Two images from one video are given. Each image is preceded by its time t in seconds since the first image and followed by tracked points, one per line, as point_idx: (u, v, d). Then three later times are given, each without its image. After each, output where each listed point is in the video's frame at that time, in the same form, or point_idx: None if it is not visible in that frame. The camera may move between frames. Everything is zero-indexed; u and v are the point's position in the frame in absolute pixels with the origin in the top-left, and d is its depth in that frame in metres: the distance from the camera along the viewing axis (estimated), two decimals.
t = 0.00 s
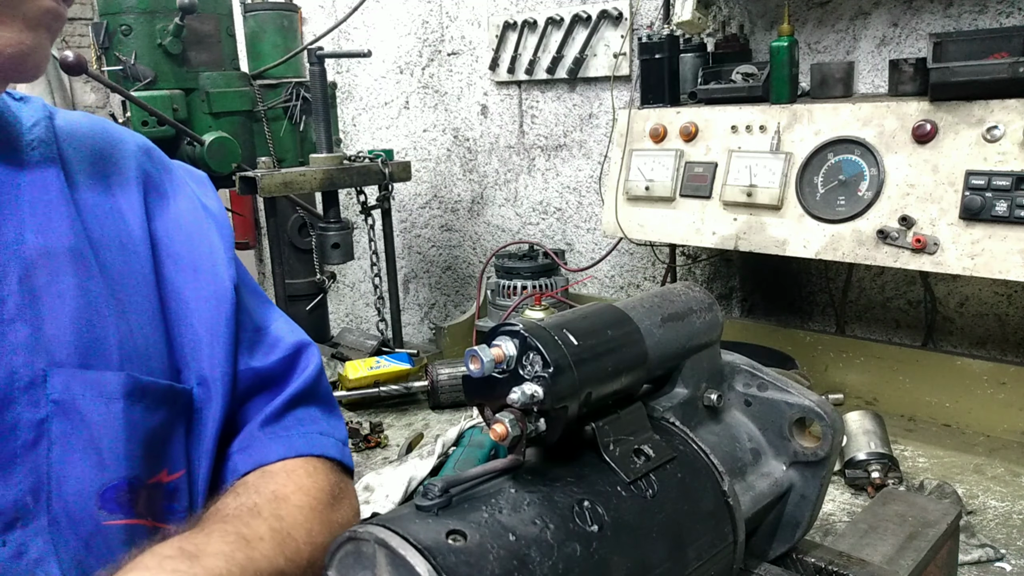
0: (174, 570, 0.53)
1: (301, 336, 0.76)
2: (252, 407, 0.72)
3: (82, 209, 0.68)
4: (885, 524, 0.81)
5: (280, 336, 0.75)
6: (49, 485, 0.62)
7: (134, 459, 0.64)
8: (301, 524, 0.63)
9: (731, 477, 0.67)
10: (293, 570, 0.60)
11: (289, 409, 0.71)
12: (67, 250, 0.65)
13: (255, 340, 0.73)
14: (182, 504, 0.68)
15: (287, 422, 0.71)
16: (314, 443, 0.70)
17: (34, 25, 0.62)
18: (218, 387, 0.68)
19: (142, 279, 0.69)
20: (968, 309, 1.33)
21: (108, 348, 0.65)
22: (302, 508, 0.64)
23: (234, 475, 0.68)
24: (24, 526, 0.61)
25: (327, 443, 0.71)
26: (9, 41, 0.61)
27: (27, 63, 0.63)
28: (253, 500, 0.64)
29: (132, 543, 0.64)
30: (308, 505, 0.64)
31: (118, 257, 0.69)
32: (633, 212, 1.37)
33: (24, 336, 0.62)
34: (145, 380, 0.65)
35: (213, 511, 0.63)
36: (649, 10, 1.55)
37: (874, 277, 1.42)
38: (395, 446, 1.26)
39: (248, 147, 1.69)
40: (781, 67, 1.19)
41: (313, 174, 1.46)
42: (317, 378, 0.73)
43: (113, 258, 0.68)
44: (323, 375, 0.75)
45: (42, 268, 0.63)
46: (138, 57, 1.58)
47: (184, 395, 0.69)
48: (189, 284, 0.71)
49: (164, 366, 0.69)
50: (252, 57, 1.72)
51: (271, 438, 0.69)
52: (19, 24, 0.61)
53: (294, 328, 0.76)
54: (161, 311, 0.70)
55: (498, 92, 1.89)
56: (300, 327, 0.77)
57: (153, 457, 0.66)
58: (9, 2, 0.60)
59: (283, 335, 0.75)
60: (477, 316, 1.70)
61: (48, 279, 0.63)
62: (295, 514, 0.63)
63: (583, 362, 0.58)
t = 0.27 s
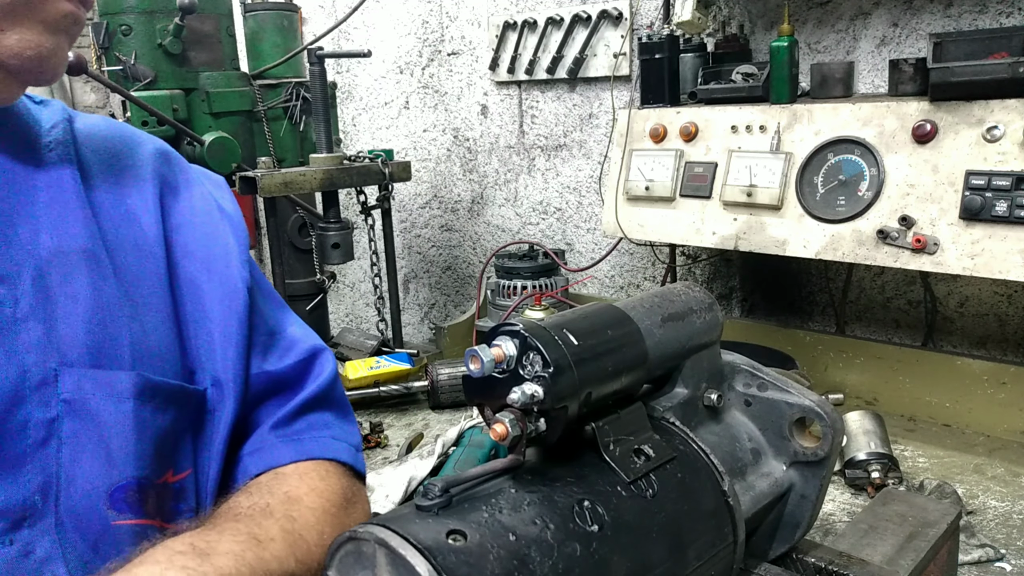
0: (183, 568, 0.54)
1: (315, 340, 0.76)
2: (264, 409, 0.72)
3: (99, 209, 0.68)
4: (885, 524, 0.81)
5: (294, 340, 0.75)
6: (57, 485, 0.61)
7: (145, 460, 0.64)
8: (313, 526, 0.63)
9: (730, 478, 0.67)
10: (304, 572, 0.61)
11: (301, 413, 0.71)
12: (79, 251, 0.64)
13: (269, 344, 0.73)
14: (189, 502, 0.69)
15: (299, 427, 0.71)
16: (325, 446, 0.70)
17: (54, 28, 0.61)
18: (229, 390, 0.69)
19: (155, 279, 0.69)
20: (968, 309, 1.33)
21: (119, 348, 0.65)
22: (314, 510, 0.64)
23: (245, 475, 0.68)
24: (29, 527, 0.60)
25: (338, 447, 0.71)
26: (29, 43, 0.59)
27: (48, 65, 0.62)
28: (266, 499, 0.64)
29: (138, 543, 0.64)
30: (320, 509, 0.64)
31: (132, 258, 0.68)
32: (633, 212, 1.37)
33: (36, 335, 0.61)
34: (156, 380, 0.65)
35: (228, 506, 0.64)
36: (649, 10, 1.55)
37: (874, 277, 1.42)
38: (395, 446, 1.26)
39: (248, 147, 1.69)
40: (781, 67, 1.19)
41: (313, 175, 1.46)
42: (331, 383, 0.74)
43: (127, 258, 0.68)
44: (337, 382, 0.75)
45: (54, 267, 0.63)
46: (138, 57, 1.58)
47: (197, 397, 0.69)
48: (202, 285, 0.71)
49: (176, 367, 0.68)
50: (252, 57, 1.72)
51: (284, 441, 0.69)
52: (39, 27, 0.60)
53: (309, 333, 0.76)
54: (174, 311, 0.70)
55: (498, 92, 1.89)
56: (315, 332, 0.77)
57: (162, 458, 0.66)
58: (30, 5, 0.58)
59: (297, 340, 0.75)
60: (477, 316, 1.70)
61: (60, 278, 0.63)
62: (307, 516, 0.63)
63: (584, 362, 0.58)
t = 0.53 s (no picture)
0: (189, 557, 0.53)
1: (323, 338, 0.76)
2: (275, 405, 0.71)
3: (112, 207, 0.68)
4: (885, 524, 0.81)
5: (303, 337, 0.74)
6: (77, 479, 0.61)
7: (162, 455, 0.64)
8: (319, 519, 0.63)
9: (730, 477, 0.67)
10: (309, 566, 0.60)
11: (311, 408, 0.71)
12: (96, 247, 0.64)
13: (279, 340, 0.73)
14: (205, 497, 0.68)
15: (309, 421, 0.70)
16: (335, 441, 0.70)
17: (71, 34, 0.61)
18: (240, 386, 0.68)
19: (169, 275, 0.68)
20: (968, 309, 1.33)
21: (136, 344, 0.64)
22: (320, 503, 0.64)
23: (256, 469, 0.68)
24: (51, 519, 0.60)
25: (349, 442, 0.71)
26: (46, 49, 0.59)
27: (64, 70, 0.61)
28: (273, 493, 0.64)
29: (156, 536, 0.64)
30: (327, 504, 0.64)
31: (146, 254, 0.68)
32: (633, 212, 1.37)
33: (56, 331, 0.61)
34: (172, 376, 0.65)
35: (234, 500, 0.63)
36: (649, 10, 1.55)
37: (874, 277, 1.42)
38: (395, 446, 1.26)
39: (248, 147, 1.69)
40: (781, 67, 1.19)
41: (313, 175, 1.46)
42: (339, 379, 0.73)
43: (141, 254, 0.68)
44: (345, 378, 0.74)
45: (72, 262, 0.63)
46: (138, 57, 1.58)
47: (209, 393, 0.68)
48: (217, 283, 0.71)
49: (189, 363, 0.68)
50: (252, 57, 1.72)
51: (295, 436, 0.69)
52: (57, 32, 0.60)
53: (317, 330, 0.76)
54: (188, 307, 0.70)
55: (498, 92, 1.89)
56: (322, 330, 0.77)
57: (178, 453, 0.66)
58: (48, 10, 0.58)
59: (306, 336, 0.75)
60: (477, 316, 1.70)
61: (78, 273, 0.63)
62: (313, 510, 0.63)
63: (584, 361, 0.58)
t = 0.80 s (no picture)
0: (197, 553, 0.53)
1: (342, 327, 0.75)
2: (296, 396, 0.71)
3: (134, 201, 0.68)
4: (885, 524, 0.81)
5: (323, 326, 0.74)
6: (102, 473, 0.61)
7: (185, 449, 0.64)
8: (335, 511, 0.62)
9: (730, 477, 0.67)
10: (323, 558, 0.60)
11: (332, 396, 0.70)
12: (120, 241, 0.64)
13: (298, 331, 0.73)
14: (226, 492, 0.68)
15: (330, 409, 0.70)
16: (357, 428, 0.69)
17: (85, 29, 0.60)
18: (261, 377, 0.68)
19: (191, 270, 0.68)
20: (968, 309, 1.33)
21: (159, 338, 0.64)
22: (337, 494, 0.64)
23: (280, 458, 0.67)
24: (75, 514, 0.60)
25: (370, 429, 0.70)
26: (58, 45, 0.58)
27: (77, 66, 0.61)
28: (289, 485, 0.63)
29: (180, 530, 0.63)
30: (343, 497, 0.64)
31: (167, 248, 0.68)
32: (633, 212, 1.37)
33: (82, 325, 0.61)
34: (194, 371, 0.65)
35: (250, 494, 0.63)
36: (649, 10, 1.55)
37: (874, 277, 1.42)
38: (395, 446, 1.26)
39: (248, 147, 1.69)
40: (781, 67, 1.19)
41: (313, 175, 1.46)
42: (358, 367, 0.73)
43: (163, 248, 0.68)
44: (364, 366, 0.74)
45: (97, 257, 0.63)
46: (138, 57, 1.58)
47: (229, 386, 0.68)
48: (237, 276, 0.71)
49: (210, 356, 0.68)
50: (252, 57, 1.72)
51: (316, 425, 0.68)
52: (70, 27, 0.59)
53: (337, 320, 0.75)
54: (209, 301, 0.69)
55: (498, 91, 1.89)
56: (340, 320, 0.77)
57: (201, 446, 0.66)
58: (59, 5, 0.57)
59: (326, 326, 0.74)
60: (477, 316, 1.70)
61: (102, 267, 0.63)
62: (330, 502, 0.63)
63: (584, 361, 0.58)
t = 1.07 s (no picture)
0: (168, 563, 0.49)
1: (344, 316, 0.69)
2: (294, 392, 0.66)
3: (130, 196, 0.63)
4: (885, 524, 0.81)
5: (324, 316, 0.68)
6: (96, 495, 0.57)
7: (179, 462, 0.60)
8: (326, 515, 0.58)
9: (730, 477, 0.67)
10: (312, 563, 0.56)
11: (331, 394, 0.65)
12: (115, 244, 0.60)
13: (296, 323, 0.66)
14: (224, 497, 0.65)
15: (330, 407, 0.64)
16: (357, 427, 0.64)
17: None
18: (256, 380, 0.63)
19: (189, 270, 0.64)
20: (968, 309, 1.33)
21: (156, 347, 0.60)
22: (329, 497, 0.59)
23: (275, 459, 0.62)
24: (72, 536, 0.57)
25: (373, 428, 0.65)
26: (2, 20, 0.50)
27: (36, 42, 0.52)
28: (278, 488, 0.59)
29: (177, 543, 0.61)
30: (335, 498, 0.59)
31: (165, 246, 0.63)
32: (633, 212, 1.37)
33: (76, 338, 0.56)
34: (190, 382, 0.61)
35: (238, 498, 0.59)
36: (649, 10, 1.55)
37: (874, 277, 1.42)
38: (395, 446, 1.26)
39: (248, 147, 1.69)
40: (781, 67, 1.19)
41: (313, 175, 1.46)
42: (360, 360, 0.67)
43: (161, 248, 0.63)
44: (366, 357, 0.68)
45: (90, 261, 0.59)
46: (138, 57, 1.58)
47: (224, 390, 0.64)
48: (235, 271, 0.65)
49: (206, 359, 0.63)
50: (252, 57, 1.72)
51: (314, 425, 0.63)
52: None
53: (339, 308, 0.69)
54: (207, 301, 0.65)
55: (498, 91, 1.89)
56: (344, 308, 0.70)
57: (195, 455, 0.62)
58: None
59: (326, 316, 0.68)
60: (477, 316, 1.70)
61: (96, 271, 0.59)
62: (320, 506, 0.59)
63: (584, 361, 0.58)
